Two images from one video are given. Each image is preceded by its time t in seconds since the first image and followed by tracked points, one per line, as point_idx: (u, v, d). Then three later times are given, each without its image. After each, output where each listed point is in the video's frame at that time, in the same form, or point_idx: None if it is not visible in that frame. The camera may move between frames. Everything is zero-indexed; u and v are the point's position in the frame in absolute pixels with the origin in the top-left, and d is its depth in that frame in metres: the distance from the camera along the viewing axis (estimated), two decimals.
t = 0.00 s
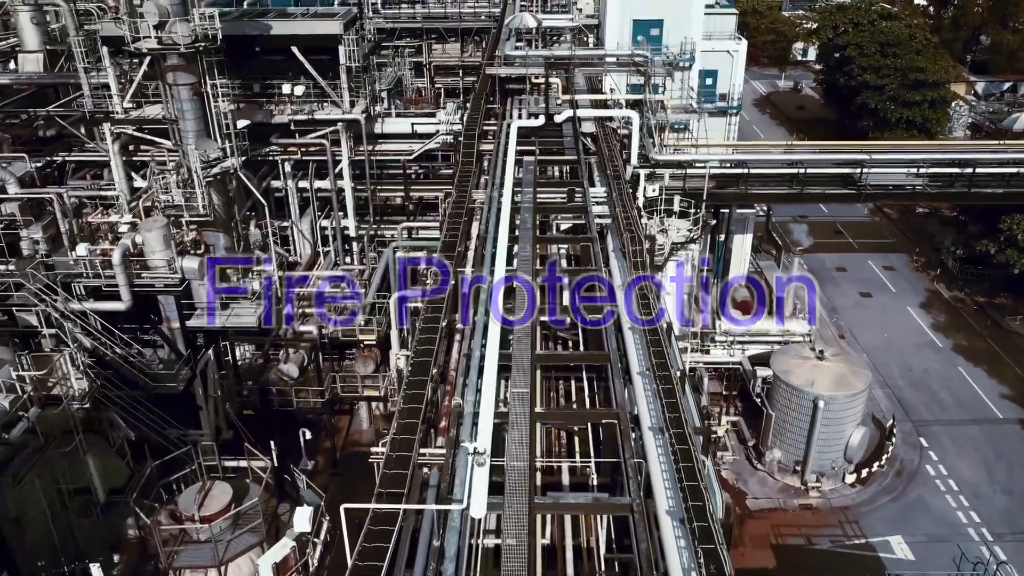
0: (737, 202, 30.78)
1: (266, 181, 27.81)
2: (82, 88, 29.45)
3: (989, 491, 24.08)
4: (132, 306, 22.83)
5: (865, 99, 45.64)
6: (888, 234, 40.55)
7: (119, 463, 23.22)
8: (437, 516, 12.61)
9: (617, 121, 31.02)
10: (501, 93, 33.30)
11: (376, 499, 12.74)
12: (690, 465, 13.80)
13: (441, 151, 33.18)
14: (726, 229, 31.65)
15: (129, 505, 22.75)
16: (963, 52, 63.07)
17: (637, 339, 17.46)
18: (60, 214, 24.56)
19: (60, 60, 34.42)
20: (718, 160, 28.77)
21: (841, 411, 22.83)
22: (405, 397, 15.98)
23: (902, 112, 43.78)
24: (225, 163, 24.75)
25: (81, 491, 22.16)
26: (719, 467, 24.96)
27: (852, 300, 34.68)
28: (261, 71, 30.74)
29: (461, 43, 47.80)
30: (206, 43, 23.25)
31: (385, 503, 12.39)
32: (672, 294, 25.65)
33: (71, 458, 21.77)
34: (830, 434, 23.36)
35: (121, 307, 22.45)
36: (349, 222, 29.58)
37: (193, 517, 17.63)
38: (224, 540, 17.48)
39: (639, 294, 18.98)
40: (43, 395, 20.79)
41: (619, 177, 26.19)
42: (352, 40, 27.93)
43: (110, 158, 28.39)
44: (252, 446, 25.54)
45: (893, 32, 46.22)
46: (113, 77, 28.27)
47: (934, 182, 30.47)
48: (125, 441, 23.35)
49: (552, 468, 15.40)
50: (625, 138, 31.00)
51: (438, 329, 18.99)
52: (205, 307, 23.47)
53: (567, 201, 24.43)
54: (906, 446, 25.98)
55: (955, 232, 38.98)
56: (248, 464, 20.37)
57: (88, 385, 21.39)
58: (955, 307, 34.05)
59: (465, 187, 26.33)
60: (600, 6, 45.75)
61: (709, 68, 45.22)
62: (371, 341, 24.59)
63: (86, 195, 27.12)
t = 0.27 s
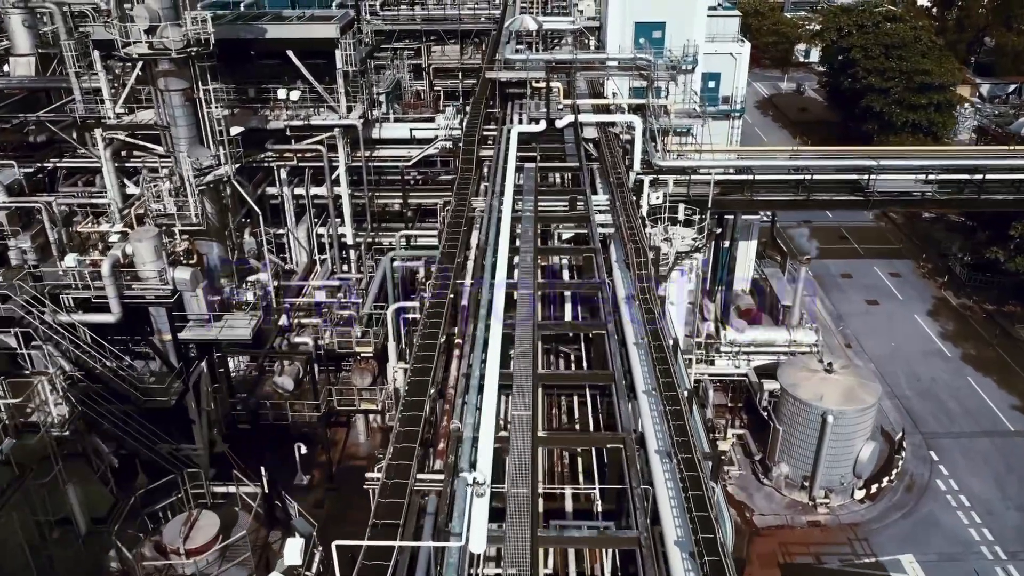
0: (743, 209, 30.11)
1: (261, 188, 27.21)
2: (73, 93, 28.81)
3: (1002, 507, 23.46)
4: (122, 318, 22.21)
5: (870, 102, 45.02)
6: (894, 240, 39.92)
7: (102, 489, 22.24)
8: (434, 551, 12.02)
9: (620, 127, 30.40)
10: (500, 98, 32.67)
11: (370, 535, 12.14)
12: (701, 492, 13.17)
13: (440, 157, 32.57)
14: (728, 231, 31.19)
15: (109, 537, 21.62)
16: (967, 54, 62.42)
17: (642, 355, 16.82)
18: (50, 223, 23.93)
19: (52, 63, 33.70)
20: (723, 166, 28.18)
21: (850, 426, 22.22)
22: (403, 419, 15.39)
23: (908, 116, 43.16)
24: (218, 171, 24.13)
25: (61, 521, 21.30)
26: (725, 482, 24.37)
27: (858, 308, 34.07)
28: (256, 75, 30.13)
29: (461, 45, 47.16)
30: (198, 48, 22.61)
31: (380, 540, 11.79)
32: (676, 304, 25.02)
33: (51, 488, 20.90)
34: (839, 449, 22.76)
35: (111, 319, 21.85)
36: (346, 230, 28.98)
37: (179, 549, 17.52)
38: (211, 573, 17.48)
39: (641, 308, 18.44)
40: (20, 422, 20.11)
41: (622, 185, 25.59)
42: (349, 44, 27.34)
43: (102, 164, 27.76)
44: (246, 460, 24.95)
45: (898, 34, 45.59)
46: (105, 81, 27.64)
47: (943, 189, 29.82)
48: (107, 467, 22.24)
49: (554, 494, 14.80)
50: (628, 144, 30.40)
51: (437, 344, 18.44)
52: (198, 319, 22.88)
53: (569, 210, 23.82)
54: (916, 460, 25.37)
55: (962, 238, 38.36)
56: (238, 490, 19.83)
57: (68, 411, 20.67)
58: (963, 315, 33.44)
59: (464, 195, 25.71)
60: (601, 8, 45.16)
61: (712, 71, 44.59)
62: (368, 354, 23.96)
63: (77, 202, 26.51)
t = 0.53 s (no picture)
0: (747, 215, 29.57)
1: (257, 194, 26.66)
2: (65, 97, 28.26)
3: (1014, 522, 22.92)
4: (113, 329, 21.70)
5: (874, 105, 44.47)
6: (899, 245, 39.39)
7: (85, 514, 21.67)
8: None
9: (622, 131, 29.84)
10: (500, 101, 32.14)
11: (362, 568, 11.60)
12: (709, 518, 12.65)
13: (439, 162, 32.04)
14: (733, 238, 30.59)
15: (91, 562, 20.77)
16: (971, 56, 61.88)
17: (647, 370, 16.25)
18: (40, 230, 23.41)
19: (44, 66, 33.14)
20: (728, 171, 27.62)
21: (859, 440, 21.69)
22: (400, 439, 14.86)
23: (913, 119, 42.62)
24: (212, 177, 23.60)
25: (42, 549, 20.66)
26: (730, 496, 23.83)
27: (864, 315, 33.53)
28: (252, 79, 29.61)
29: (460, 47, 46.61)
30: (190, 52, 22.08)
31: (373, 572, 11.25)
32: (680, 313, 24.51)
33: (32, 514, 20.53)
34: (847, 463, 22.21)
35: (101, 331, 21.29)
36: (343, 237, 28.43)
37: None
38: None
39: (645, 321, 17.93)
40: None
41: (625, 191, 25.06)
42: (347, 47, 26.82)
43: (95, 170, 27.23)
44: (240, 473, 24.41)
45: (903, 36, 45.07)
46: (97, 85, 27.11)
47: (952, 195, 29.28)
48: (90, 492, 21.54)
49: (557, 518, 14.25)
50: (631, 149, 29.84)
51: (436, 358, 17.90)
52: (191, 330, 22.33)
53: (571, 218, 23.29)
54: (925, 473, 24.83)
55: (969, 243, 37.83)
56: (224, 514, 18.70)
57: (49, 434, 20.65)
58: (971, 322, 32.91)
59: (464, 201, 25.19)
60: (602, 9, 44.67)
61: (715, 73, 44.06)
62: (365, 365, 23.43)
63: (69, 209, 25.98)
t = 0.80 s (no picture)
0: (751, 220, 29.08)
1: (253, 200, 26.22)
2: (58, 100, 27.78)
3: None
4: (105, 338, 21.22)
5: (879, 107, 43.97)
6: (904, 249, 38.91)
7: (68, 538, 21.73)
8: None
9: (624, 135, 29.35)
10: (501, 104, 31.66)
11: None
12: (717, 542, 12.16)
13: (438, 165, 31.58)
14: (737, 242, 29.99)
15: None
16: (975, 58, 61.39)
17: (652, 384, 15.73)
18: (31, 236, 22.92)
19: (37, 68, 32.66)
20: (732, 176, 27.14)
21: (867, 452, 21.21)
22: (397, 457, 14.38)
23: (918, 121, 42.10)
24: (206, 183, 23.11)
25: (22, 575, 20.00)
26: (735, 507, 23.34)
27: (870, 320, 33.05)
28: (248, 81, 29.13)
29: (460, 48, 46.13)
30: (184, 55, 21.59)
31: None
32: (683, 320, 24.02)
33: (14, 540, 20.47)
34: (855, 474, 21.74)
35: (92, 340, 20.85)
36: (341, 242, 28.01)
37: None
38: None
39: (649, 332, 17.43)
40: None
41: (628, 196, 24.60)
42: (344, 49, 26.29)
43: (88, 174, 26.76)
44: (236, 483, 23.95)
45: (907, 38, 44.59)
46: (90, 89, 26.63)
47: (959, 199, 28.78)
48: (75, 514, 22.12)
49: (559, 540, 13.76)
50: (633, 153, 29.39)
51: (434, 370, 17.42)
52: (184, 339, 21.85)
53: (573, 224, 22.82)
54: (934, 484, 24.34)
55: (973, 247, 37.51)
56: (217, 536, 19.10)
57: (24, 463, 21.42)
58: (978, 328, 32.43)
59: (463, 207, 24.72)
60: (604, 10, 44.22)
61: (717, 75, 43.62)
62: (363, 374, 22.95)
63: (61, 214, 25.51)
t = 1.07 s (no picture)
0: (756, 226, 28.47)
1: (247, 206, 25.64)
2: (48, 104, 27.14)
3: None
4: (93, 351, 20.61)
5: (884, 110, 43.36)
6: (911, 254, 38.31)
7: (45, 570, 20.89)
8: None
9: (626, 140, 28.75)
10: (501, 108, 31.05)
11: None
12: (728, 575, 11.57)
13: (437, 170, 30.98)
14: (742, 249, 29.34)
15: None
16: (980, 60, 60.75)
17: (658, 402, 15.12)
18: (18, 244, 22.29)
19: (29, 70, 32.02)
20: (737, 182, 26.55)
21: (878, 468, 20.63)
22: (393, 481, 13.77)
23: (925, 124, 41.50)
24: (198, 190, 22.50)
25: None
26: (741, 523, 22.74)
27: (877, 328, 32.46)
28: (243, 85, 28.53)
29: (460, 50, 45.55)
30: (175, 59, 21.00)
31: None
32: (688, 330, 23.42)
33: None
34: (866, 490, 21.14)
35: (80, 352, 20.25)
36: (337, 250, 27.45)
37: None
38: None
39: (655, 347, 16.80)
40: None
41: (631, 203, 24.00)
42: (340, 52, 25.68)
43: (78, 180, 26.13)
44: (229, 498, 23.35)
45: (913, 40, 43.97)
46: (81, 92, 26.00)
47: (970, 205, 28.16)
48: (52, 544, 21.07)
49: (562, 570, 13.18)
50: (636, 157, 28.80)
51: (432, 387, 16.81)
52: (176, 351, 21.25)
53: (575, 232, 22.22)
54: (945, 498, 23.74)
55: (979, 252, 37.00)
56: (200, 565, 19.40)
57: None
58: (987, 336, 31.82)
59: (462, 214, 24.13)
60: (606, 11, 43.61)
61: (720, 77, 42.99)
62: (359, 387, 22.34)
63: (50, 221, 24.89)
